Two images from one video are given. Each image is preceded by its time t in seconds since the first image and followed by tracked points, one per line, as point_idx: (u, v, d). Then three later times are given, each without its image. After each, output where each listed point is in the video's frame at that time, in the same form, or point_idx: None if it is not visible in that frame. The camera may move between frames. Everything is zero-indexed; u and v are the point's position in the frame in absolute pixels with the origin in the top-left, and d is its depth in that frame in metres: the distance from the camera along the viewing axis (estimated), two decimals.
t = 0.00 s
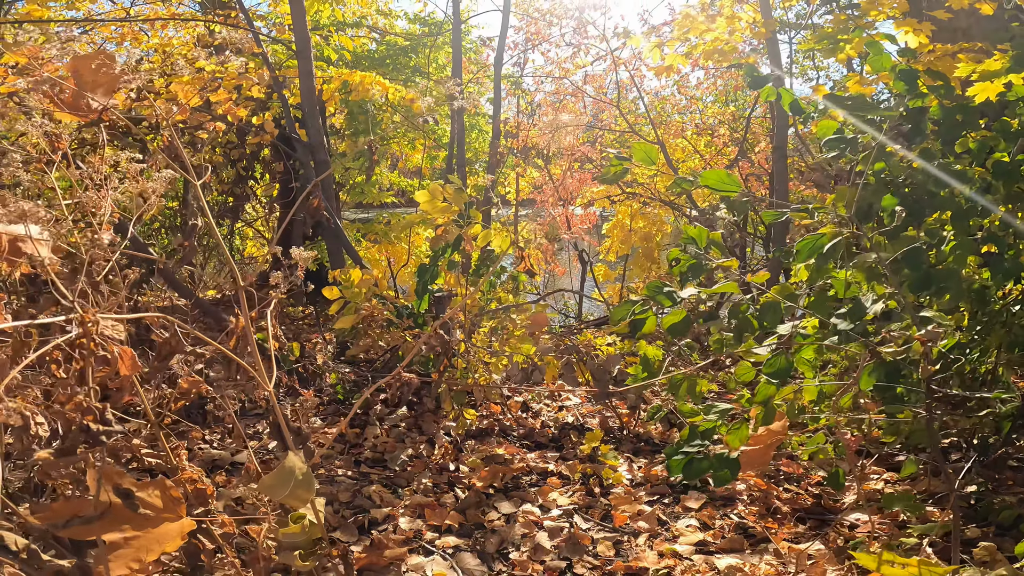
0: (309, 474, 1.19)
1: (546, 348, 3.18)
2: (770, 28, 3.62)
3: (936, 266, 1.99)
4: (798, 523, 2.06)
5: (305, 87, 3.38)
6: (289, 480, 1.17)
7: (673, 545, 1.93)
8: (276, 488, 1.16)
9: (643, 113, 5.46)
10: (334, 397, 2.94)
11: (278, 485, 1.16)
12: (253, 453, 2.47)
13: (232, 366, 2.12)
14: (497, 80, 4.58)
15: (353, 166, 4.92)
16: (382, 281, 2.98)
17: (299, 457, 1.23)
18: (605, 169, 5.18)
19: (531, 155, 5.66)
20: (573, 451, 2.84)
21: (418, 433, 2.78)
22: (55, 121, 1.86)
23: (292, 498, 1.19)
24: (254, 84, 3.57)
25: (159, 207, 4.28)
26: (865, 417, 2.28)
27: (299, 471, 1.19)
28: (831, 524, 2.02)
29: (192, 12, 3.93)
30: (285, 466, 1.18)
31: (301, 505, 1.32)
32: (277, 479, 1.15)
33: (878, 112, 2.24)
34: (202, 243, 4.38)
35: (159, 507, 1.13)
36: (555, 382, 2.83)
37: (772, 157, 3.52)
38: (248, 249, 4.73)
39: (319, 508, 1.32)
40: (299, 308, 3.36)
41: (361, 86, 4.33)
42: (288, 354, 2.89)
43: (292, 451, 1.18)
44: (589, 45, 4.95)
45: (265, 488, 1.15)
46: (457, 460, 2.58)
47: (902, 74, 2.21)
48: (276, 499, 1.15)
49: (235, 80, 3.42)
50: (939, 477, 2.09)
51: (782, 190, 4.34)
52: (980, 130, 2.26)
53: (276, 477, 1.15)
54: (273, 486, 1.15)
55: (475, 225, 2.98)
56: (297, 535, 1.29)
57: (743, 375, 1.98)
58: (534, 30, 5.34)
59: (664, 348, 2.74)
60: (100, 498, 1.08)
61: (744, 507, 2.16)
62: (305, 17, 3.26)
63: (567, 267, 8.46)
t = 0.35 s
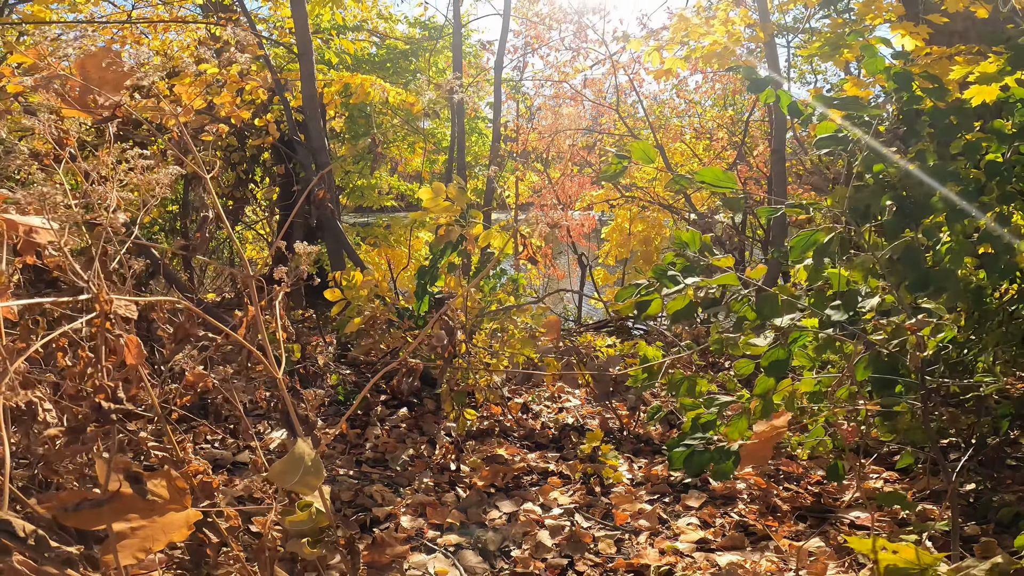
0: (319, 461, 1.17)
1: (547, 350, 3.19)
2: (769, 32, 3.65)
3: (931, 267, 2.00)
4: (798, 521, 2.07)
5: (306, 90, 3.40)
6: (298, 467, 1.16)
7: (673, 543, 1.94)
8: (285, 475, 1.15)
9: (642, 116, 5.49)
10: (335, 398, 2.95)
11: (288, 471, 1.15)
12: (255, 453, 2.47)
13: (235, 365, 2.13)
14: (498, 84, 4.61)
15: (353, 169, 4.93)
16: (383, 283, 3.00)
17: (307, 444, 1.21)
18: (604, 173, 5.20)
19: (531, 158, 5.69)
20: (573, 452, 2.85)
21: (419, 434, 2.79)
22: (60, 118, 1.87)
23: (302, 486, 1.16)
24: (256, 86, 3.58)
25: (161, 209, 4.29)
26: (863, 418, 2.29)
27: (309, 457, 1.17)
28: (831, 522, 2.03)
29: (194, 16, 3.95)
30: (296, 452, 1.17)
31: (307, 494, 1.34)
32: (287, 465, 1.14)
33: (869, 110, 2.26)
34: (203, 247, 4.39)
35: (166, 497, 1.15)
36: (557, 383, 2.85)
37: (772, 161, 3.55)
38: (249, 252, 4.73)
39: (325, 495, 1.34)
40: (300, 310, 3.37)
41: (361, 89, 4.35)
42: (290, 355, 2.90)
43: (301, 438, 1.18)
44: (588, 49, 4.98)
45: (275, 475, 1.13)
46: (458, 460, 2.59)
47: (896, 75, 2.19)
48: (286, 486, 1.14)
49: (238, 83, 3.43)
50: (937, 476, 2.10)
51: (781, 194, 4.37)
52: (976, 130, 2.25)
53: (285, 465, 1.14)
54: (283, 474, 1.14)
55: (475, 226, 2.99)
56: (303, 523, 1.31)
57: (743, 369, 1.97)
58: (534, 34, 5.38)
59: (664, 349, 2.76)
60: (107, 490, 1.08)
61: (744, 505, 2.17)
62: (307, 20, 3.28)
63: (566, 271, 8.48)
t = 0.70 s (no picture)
0: (338, 437, 1.17)
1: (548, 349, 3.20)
2: (767, 35, 3.68)
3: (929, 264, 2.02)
4: (799, 516, 2.08)
5: (308, 92, 3.41)
6: (318, 441, 1.15)
7: (676, 536, 1.96)
8: (305, 450, 1.14)
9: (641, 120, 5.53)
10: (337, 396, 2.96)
11: (308, 447, 1.14)
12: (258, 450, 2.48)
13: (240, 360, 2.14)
14: (497, 87, 4.64)
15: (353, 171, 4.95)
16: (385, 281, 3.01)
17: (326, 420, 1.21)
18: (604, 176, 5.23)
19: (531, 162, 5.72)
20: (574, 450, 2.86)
21: (421, 432, 2.80)
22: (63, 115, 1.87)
23: (321, 461, 1.16)
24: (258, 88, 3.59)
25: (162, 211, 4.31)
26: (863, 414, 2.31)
27: (329, 433, 1.17)
28: (832, 516, 2.05)
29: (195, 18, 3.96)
30: (315, 427, 1.16)
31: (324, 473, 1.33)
32: (307, 440, 1.14)
33: (866, 107, 2.29)
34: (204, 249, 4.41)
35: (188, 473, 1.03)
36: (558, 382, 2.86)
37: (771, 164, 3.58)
38: (250, 254, 4.75)
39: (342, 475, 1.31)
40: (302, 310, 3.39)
41: (362, 92, 4.37)
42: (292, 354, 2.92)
43: (321, 413, 1.17)
44: (587, 52, 5.02)
45: (295, 450, 1.13)
46: (460, 457, 2.60)
47: (894, 78, 2.18)
48: (305, 462, 1.14)
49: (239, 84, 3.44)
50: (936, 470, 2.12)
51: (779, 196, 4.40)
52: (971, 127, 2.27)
53: (306, 439, 1.13)
54: (303, 449, 1.14)
55: (477, 226, 3.01)
56: (319, 502, 1.30)
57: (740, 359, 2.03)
58: (533, 38, 5.42)
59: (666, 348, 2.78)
60: (133, 460, 0.98)
61: (746, 501, 2.19)
62: (309, 22, 3.29)
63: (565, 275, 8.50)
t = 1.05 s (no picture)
0: (364, 416, 1.18)
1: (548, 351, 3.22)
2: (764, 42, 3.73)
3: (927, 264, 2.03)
4: (800, 513, 2.10)
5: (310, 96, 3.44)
6: (346, 419, 1.16)
7: (679, 533, 1.97)
8: (333, 427, 1.15)
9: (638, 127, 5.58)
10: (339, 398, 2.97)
11: (336, 424, 1.15)
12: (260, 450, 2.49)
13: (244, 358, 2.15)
14: (496, 93, 4.68)
15: (353, 176, 4.97)
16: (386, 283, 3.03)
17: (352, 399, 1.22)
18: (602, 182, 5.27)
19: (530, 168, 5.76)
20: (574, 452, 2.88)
21: (423, 433, 2.81)
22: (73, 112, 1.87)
23: (346, 440, 1.18)
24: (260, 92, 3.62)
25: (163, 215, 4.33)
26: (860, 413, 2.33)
27: (355, 411, 1.18)
28: (831, 512, 2.07)
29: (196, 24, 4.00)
30: (343, 405, 1.17)
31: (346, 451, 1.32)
32: (335, 417, 1.15)
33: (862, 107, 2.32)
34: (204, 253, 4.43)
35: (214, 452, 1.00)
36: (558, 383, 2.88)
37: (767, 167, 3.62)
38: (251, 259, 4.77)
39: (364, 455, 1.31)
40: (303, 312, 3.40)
41: (363, 98, 4.41)
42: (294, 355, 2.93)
43: (350, 391, 1.18)
44: (586, 59, 5.07)
45: (323, 426, 1.13)
46: (462, 457, 2.61)
47: (889, 81, 2.20)
48: (333, 438, 1.15)
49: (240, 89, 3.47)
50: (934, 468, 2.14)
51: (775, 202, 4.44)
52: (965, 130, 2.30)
53: (334, 416, 1.14)
54: (331, 425, 1.15)
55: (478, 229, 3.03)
56: (341, 481, 1.29)
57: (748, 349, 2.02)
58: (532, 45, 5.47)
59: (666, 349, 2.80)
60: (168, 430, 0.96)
61: (746, 499, 2.20)
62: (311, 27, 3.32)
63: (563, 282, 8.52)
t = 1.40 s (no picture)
0: (375, 407, 1.21)
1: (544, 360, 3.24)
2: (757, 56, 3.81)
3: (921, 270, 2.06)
4: (796, 517, 2.12)
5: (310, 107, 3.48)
6: (358, 411, 1.18)
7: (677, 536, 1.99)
8: (346, 418, 1.17)
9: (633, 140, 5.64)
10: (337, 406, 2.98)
11: (348, 416, 1.17)
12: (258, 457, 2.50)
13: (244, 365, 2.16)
14: (493, 105, 4.73)
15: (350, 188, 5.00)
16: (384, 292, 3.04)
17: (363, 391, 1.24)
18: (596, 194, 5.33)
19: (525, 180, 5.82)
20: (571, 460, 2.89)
21: (420, 441, 2.82)
22: (78, 116, 1.89)
23: (358, 432, 1.20)
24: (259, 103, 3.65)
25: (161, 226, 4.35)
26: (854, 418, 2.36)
27: (367, 403, 1.20)
28: (826, 516, 2.09)
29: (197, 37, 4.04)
30: (355, 397, 1.19)
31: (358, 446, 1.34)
32: (348, 409, 1.17)
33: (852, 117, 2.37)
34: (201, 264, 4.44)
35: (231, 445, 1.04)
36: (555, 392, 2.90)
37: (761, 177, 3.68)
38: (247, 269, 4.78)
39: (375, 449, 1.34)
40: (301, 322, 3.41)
41: (360, 110, 4.45)
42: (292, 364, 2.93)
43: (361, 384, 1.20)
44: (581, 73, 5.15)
45: (336, 420, 1.16)
46: (460, 465, 2.61)
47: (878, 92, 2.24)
48: (345, 431, 1.17)
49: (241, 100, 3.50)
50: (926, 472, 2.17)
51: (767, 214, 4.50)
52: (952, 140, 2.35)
53: (347, 408, 1.17)
54: (344, 417, 1.17)
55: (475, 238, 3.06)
56: (353, 474, 1.32)
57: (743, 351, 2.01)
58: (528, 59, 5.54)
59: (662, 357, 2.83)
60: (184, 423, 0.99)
61: (743, 503, 2.22)
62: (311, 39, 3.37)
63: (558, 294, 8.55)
